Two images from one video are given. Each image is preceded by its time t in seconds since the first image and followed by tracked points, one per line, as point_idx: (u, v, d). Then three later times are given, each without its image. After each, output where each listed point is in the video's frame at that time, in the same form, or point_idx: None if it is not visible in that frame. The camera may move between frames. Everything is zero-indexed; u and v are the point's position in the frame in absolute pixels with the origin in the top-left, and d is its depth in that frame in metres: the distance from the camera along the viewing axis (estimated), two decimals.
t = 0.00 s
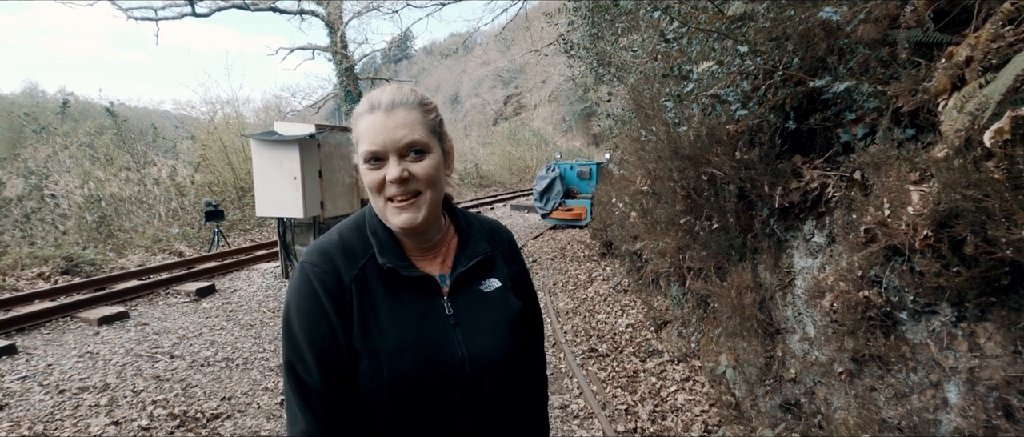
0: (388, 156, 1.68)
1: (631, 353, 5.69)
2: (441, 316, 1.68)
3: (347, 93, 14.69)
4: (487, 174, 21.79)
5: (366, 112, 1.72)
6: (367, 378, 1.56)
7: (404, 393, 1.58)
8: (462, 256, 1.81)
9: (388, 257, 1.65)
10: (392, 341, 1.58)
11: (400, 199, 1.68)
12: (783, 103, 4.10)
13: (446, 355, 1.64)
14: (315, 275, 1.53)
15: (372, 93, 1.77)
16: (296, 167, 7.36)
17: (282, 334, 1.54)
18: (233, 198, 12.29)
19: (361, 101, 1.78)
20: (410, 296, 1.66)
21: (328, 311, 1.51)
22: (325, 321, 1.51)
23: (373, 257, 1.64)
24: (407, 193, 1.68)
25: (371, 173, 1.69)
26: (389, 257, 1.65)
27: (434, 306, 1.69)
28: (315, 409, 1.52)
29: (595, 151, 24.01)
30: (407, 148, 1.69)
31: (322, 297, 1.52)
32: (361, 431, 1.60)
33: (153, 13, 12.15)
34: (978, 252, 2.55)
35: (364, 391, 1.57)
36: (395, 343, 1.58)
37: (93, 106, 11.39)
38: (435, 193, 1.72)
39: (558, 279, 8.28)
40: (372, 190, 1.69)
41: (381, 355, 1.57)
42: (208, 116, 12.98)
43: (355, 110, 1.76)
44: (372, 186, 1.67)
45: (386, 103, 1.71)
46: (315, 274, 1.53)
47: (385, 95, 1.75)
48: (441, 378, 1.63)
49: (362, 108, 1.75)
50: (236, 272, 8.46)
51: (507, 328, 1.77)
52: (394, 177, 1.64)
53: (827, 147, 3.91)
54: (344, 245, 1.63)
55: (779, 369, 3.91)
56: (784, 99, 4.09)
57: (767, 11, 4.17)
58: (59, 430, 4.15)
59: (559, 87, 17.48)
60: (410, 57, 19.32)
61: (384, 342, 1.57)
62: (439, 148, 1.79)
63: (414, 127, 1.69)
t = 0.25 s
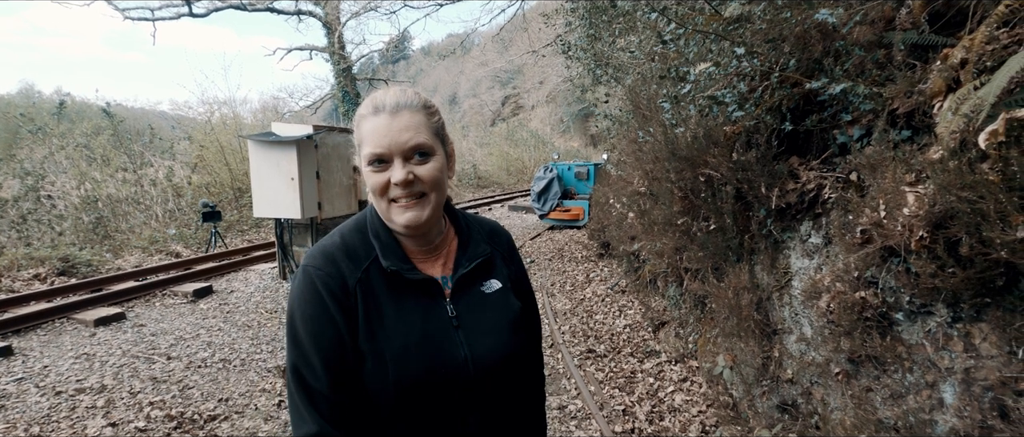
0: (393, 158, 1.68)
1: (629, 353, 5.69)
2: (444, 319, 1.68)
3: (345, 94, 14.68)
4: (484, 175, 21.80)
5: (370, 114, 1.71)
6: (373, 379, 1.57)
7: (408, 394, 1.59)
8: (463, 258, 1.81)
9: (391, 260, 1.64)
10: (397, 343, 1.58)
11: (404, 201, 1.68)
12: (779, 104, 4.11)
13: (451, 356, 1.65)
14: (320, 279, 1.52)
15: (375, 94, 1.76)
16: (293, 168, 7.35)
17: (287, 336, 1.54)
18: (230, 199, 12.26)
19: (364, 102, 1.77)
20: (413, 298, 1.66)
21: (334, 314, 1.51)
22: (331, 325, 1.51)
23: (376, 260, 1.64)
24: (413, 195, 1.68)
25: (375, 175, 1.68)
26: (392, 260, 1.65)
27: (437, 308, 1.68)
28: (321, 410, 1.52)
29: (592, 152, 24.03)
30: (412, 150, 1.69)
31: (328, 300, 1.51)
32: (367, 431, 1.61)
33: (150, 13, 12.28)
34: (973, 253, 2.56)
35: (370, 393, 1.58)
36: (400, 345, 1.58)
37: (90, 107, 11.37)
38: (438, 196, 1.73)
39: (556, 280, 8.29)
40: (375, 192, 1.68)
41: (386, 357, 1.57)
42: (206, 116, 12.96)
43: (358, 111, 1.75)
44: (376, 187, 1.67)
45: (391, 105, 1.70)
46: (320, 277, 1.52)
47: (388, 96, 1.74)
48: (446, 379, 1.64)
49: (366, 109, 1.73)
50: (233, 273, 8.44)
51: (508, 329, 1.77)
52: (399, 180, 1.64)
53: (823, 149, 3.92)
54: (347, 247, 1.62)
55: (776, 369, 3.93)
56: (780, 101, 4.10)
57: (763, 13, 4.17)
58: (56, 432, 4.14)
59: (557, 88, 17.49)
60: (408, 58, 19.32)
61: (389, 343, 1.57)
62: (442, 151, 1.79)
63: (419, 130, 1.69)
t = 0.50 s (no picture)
0: (400, 159, 1.67)
1: (627, 352, 5.70)
2: (448, 317, 1.68)
3: (343, 93, 14.65)
4: (483, 174, 21.79)
5: (376, 113, 1.69)
6: (379, 378, 1.56)
7: (414, 392, 1.59)
8: (465, 256, 1.82)
9: (395, 259, 1.64)
10: (402, 342, 1.57)
11: (411, 201, 1.69)
12: (777, 102, 4.11)
13: (455, 354, 1.65)
14: (326, 278, 1.51)
15: (381, 92, 1.73)
16: (292, 166, 7.35)
17: (291, 337, 1.52)
18: (228, 198, 12.25)
19: (369, 98, 1.75)
20: (417, 297, 1.66)
21: (340, 313, 1.50)
22: (337, 325, 1.50)
23: (380, 259, 1.63)
24: (419, 195, 1.68)
25: (381, 174, 1.68)
26: (397, 259, 1.65)
27: (440, 307, 1.69)
28: (329, 410, 1.51)
29: (591, 150, 24.02)
30: (419, 150, 1.69)
31: (334, 300, 1.50)
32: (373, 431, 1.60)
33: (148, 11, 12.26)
34: (970, 252, 2.56)
35: (375, 392, 1.57)
36: (406, 343, 1.58)
37: (87, 106, 11.34)
38: (444, 196, 1.74)
39: (555, 279, 8.29)
40: (381, 192, 1.68)
41: (392, 355, 1.57)
42: (203, 115, 12.93)
43: (363, 109, 1.73)
44: (383, 188, 1.67)
45: (398, 104, 1.68)
46: (325, 277, 1.51)
47: (395, 95, 1.72)
48: (451, 377, 1.64)
49: (372, 106, 1.71)
50: (232, 272, 8.43)
51: (510, 327, 1.79)
52: (407, 181, 1.64)
53: (821, 147, 3.93)
54: (351, 247, 1.61)
55: (774, 367, 3.94)
56: (778, 99, 4.10)
57: (761, 11, 4.14)
58: (54, 431, 4.13)
59: (556, 87, 17.48)
60: (406, 56, 19.29)
61: (395, 342, 1.57)
62: (447, 150, 1.80)
63: (426, 131, 1.69)
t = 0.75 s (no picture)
0: (405, 158, 1.67)
1: (626, 351, 5.70)
2: (452, 315, 1.68)
3: (342, 92, 14.63)
4: (483, 173, 21.78)
5: (380, 112, 1.68)
6: (384, 376, 1.56)
7: (419, 390, 1.58)
8: (467, 255, 1.82)
9: (399, 257, 1.64)
10: (406, 340, 1.57)
11: (415, 200, 1.68)
12: (777, 101, 4.10)
13: (459, 352, 1.65)
14: (330, 278, 1.50)
15: (385, 92, 1.73)
16: (291, 165, 7.34)
17: (295, 337, 1.51)
18: (227, 197, 12.23)
19: (372, 98, 1.74)
20: (421, 295, 1.66)
21: (345, 312, 1.49)
22: (342, 324, 1.49)
23: (384, 258, 1.63)
24: (424, 195, 1.67)
25: (385, 174, 1.67)
26: (401, 258, 1.64)
27: (444, 304, 1.68)
28: (334, 410, 1.50)
29: (590, 149, 24.01)
30: (423, 149, 1.68)
31: (337, 299, 1.49)
32: (378, 429, 1.59)
33: (146, 10, 12.26)
34: (970, 250, 2.56)
35: (379, 391, 1.56)
36: (411, 341, 1.57)
37: (85, 105, 11.31)
38: (448, 195, 1.73)
39: (554, 278, 8.29)
40: (385, 191, 1.67)
41: (397, 354, 1.56)
42: (202, 114, 12.92)
43: (367, 108, 1.71)
44: (388, 187, 1.65)
45: (403, 104, 1.68)
46: (329, 276, 1.50)
47: (399, 94, 1.71)
48: (455, 374, 1.64)
49: (375, 106, 1.71)
50: (231, 271, 8.42)
51: (512, 323, 1.79)
52: (412, 180, 1.63)
53: (821, 146, 3.93)
54: (354, 246, 1.61)
55: (773, 366, 3.94)
56: (777, 98, 4.09)
57: (760, 10, 4.13)
58: (52, 430, 4.12)
59: (555, 86, 17.48)
60: (406, 55, 19.27)
61: (399, 340, 1.57)
62: (450, 149, 1.80)
63: (431, 130, 1.69)
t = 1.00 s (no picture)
0: (409, 156, 1.67)
1: (629, 351, 5.69)
2: (455, 313, 1.67)
3: (344, 91, 14.64)
4: (485, 173, 21.79)
5: (384, 110, 1.68)
6: (386, 374, 1.56)
7: (421, 388, 1.58)
8: (471, 253, 1.81)
9: (403, 255, 1.64)
10: (408, 337, 1.57)
11: (419, 198, 1.68)
12: (781, 101, 4.09)
13: (462, 350, 1.64)
14: (333, 275, 1.51)
15: (389, 89, 1.73)
16: (293, 165, 7.34)
17: (298, 334, 1.52)
18: (230, 197, 12.26)
19: (376, 96, 1.74)
20: (425, 293, 1.65)
21: (347, 309, 1.50)
22: (344, 321, 1.50)
23: (388, 255, 1.63)
24: (427, 193, 1.67)
25: (389, 172, 1.67)
26: (404, 255, 1.64)
27: (448, 302, 1.68)
28: (335, 406, 1.52)
29: (593, 149, 23.99)
30: (427, 147, 1.68)
31: (339, 296, 1.50)
32: (380, 427, 1.59)
33: (150, 10, 12.29)
34: (976, 250, 2.54)
35: (381, 388, 1.57)
36: (413, 339, 1.58)
37: (89, 105, 11.35)
38: (452, 193, 1.73)
39: (557, 277, 8.29)
40: (390, 189, 1.67)
41: (399, 351, 1.56)
42: (205, 114, 12.95)
43: (371, 106, 1.71)
44: (392, 185, 1.66)
45: (407, 102, 1.67)
46: (332, 273, 1.51)
47: (403, 92, 1.71)
48: (458, 372, 1.63)
49: (380, 104, 1.70)
50: (234, 270, 8.44)
51: (515, 322, 1.78)
52: (416, 177, 1.63)
53: (825, 146, 3.91)
54: (358, 243, 1.61)
55: (777, 366, 3.93)
56: (781, 97, 4.07)
57: (765, 9, 4.17)
58: (56, 429, 4.13)
59: (557, 86, 17.47)
60: (408, 55, 19.29)
61: (401, 337, 1.57)
62: (454, 147, 1.80)
63: (435, 127, 1.68)
